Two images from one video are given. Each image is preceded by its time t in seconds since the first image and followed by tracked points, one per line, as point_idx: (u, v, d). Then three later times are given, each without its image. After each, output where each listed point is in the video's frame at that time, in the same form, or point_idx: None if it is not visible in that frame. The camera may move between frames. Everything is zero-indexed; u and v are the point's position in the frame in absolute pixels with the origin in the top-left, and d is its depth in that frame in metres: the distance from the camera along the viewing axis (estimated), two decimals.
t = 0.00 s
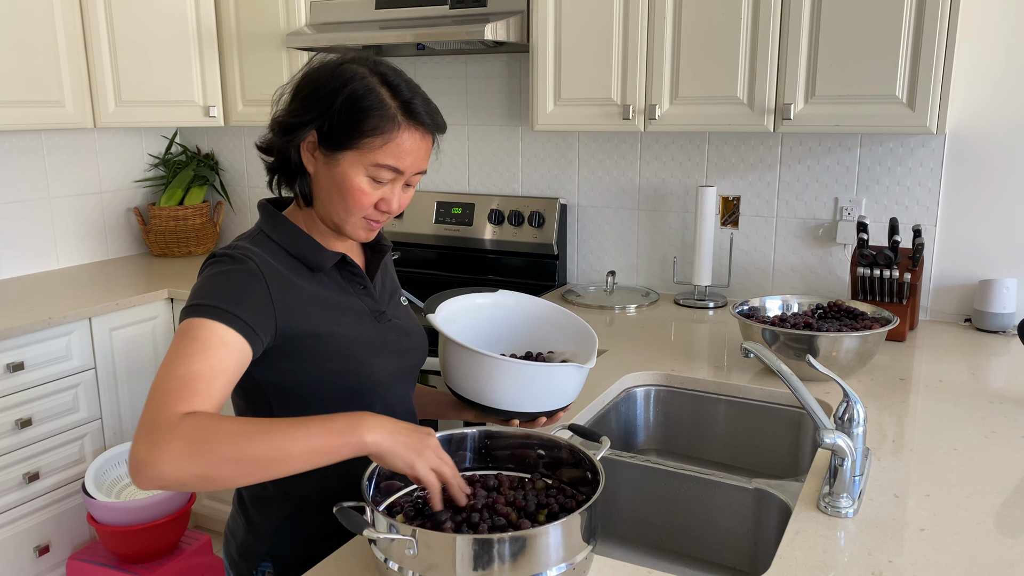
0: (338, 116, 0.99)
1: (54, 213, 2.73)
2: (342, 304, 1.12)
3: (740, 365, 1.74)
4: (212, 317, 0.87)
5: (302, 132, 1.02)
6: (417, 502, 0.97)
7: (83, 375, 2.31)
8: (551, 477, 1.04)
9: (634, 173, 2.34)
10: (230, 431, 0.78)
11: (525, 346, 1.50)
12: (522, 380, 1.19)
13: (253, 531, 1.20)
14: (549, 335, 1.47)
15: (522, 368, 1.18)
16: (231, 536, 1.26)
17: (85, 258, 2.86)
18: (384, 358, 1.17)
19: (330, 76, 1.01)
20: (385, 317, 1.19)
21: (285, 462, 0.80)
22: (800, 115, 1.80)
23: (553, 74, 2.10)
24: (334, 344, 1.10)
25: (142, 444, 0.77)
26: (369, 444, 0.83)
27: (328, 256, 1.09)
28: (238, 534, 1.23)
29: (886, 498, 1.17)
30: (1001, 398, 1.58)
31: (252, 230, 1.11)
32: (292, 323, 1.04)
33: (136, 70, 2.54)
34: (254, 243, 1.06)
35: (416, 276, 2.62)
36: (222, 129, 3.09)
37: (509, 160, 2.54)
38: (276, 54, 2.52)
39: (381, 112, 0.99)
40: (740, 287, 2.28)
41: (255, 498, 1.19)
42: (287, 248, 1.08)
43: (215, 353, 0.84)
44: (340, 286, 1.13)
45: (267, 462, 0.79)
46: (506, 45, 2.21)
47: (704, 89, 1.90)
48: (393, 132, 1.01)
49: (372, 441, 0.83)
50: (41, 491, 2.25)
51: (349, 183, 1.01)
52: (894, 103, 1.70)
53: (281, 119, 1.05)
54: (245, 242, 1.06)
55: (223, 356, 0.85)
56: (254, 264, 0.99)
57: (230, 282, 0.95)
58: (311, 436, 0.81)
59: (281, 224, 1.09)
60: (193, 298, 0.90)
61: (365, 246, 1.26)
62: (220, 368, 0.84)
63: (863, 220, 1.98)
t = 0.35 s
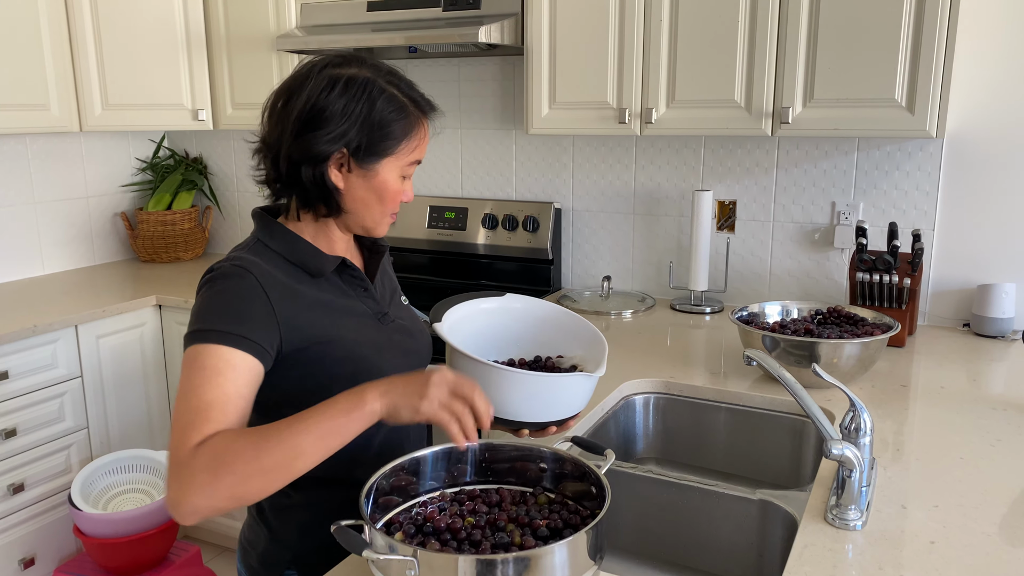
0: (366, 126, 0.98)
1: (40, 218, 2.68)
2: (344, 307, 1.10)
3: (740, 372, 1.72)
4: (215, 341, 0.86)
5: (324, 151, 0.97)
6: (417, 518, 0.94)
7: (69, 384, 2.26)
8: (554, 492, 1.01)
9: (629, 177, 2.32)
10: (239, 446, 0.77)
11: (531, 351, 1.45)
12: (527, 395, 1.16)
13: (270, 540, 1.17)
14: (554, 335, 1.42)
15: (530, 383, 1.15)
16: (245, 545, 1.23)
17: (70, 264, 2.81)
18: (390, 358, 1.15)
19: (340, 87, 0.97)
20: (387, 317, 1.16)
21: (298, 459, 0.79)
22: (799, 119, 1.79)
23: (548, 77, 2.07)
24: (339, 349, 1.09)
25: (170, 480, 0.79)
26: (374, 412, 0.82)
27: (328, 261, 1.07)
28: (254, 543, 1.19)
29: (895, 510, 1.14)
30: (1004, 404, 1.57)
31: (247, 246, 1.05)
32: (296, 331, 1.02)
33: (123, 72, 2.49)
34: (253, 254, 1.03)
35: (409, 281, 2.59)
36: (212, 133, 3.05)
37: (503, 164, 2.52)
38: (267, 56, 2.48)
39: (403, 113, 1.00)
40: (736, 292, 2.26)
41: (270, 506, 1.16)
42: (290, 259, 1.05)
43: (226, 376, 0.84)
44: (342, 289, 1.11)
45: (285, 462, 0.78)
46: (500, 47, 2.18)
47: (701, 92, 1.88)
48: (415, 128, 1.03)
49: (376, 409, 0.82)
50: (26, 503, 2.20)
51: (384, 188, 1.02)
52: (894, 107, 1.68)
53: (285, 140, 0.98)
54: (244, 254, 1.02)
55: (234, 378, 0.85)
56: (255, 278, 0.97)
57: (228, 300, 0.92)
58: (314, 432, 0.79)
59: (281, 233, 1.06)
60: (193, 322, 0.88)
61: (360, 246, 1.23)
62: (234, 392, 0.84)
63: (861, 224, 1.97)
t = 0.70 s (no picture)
0: (407, 129, 0.95)
1: (22, 223, 2.63)
2: (399, 298, 1.07)
3: (738, 378, 1.70)
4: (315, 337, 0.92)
5: (367, 158, 0.95)
6: (414, 535, 0.91)
7: (52, 392, 2.21)
8: (554, 506, 0.98)
9: (623, 181, 2.30)
10: (380, 440, 0.95)
11: (572, 336, 1.35)
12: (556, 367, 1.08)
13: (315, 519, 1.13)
14: (593, 317, 1.34)
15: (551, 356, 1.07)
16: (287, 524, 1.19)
17: (53, 270, 2.75)
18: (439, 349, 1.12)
19: (375, 95, 0.94)
20: (434, 312, 1.13)
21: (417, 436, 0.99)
22: (795, 122, 1.77)
23: (541, 80, 2.05)
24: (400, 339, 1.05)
25: (312, 465, 0.94)
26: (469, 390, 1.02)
27: (383, 255, 1.04)
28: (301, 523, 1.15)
29: (901, 521, 1.12)
30: (1005, 410, 1.55)
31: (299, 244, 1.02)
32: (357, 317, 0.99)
33: (108, 74, 2.45)
34: (315, 243, 1.00)
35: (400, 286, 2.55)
36: (199, 136, 3.00)
37: (495, 167, 2.49)
38: (255, 58, 2.44)
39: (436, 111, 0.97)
40: (731, 297, 2.24)
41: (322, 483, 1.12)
42: (350, 256, 1.02)
43: (335, 370, 0.93)
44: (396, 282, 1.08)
45: (411, 438, 0.98)
46: (492, 49, 2.16)
47: (696, 95, 1.87)
48: (451, 125, 1.00)
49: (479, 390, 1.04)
50: (8, 514, 2.15)
51: (428, 187, 1.00)
52: (891, 110, 1.67)
53: (331, 152, 0.96)
54: (303, 244, 1.00)
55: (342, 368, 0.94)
56: (319, 275, 0.96)
57: (299, 299, 0.93)
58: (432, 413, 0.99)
59: (339, 228, 1.04)
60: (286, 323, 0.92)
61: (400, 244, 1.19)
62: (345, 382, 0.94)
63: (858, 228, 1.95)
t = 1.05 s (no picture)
0: (487, 119, 1.05)
1: (3, 228, 2.58)
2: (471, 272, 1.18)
3: (735, 385, 1.68)
4: (426, 304, 1.01)
5: (452, 145, 1.04)
6: (408, 553, 0.88)
7: (34, 402, 2.16)
8: (554, 521, 0.95)
9: (616, 186, 2.28)
10: (488, 389, 1.08)
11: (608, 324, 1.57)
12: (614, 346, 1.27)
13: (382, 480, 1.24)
14: (625, 308, 1.56)
15: (610, 334, 1.26)
16: (350, 484, 1.29)
17: (36, 276, 2.70)
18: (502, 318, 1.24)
19: (457, 89, 1.04)
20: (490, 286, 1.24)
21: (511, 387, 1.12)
22: (790, 127, 1.76)
23: (533, 84, 2.02)
24: (477, 307, 1.16)
25: (432, 417, 1.03)
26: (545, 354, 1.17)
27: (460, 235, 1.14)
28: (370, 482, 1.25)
29: (905, 532, 1.09)
30: (1003, 417, 1.54)
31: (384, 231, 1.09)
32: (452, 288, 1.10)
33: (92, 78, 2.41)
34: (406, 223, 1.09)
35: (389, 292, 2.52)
36: (185, 140, 2.95)
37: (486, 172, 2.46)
38: (242, 61, 2.40)
39: (505, 102, 1.07)
40: (725, 302, 2.22)
41: (389, 451, 1.22)
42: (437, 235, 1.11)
43: (445, 330, 1.02)
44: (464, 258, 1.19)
45: (504, 393, 1.11)
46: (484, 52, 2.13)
47: (690, 100, 1.85)
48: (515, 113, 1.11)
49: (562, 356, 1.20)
50: None
51: (498, 170, 1.10)
52: (887, 115, 1.65)
53: (417, 142, 1.05)
54: (394, 225, 1.08)
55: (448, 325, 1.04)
56: (422, 251, 1.05)
57: (410, 272, 1.02)
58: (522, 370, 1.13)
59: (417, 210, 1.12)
60: (403, 292, 1.00)
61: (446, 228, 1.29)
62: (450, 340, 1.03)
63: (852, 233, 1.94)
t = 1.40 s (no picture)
0: (513, 120, 1.12)
1: None
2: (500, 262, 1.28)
3: (731, 391, 1.66)
4: (500, 292, 1.11)
5: (483, 143, 1.11)
6: (401, 569, 0.85)
7: (16, 409, 2.12)
8: (551, 534, 0.92)
9: (609, 190, 2.26)
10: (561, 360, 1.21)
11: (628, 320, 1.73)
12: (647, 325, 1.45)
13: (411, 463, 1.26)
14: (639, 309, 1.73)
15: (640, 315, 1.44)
16: (377, 467, 1.31)
17: (18, 281, 2.65)
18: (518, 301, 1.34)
19: (488, 91, 1.11)
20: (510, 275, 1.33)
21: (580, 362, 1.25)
22: (785, 130, 1.74)
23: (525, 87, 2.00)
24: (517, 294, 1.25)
25: (529, 387, 1.14)
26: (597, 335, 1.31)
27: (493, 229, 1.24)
28: (397, 464, 1.27)
29: (907, 542, 1.07)
30: (1001, 422, 1.52)
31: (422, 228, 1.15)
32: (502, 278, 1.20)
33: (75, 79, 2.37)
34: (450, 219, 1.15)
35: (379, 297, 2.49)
36: (172, 143, 2.91)
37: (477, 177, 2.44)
38: (229, 62, 2.37)
39: (530, 103, 1.15)
40: (718, 307, 2.20)
41: (424, 434, 1.24)
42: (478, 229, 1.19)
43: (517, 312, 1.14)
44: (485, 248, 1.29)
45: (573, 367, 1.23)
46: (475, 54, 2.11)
47: (683, 103, 1.83)
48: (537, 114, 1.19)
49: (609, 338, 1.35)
50: None
51: (521, 168, 1.19)
52: (882, 118, 1.64)
53: (450, 139, 1.12)
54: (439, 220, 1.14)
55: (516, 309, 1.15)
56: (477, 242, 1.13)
57: (475, 265, 1.10)
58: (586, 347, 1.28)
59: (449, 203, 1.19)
60: (481, 283, 1.09)
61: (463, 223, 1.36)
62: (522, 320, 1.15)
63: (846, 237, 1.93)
